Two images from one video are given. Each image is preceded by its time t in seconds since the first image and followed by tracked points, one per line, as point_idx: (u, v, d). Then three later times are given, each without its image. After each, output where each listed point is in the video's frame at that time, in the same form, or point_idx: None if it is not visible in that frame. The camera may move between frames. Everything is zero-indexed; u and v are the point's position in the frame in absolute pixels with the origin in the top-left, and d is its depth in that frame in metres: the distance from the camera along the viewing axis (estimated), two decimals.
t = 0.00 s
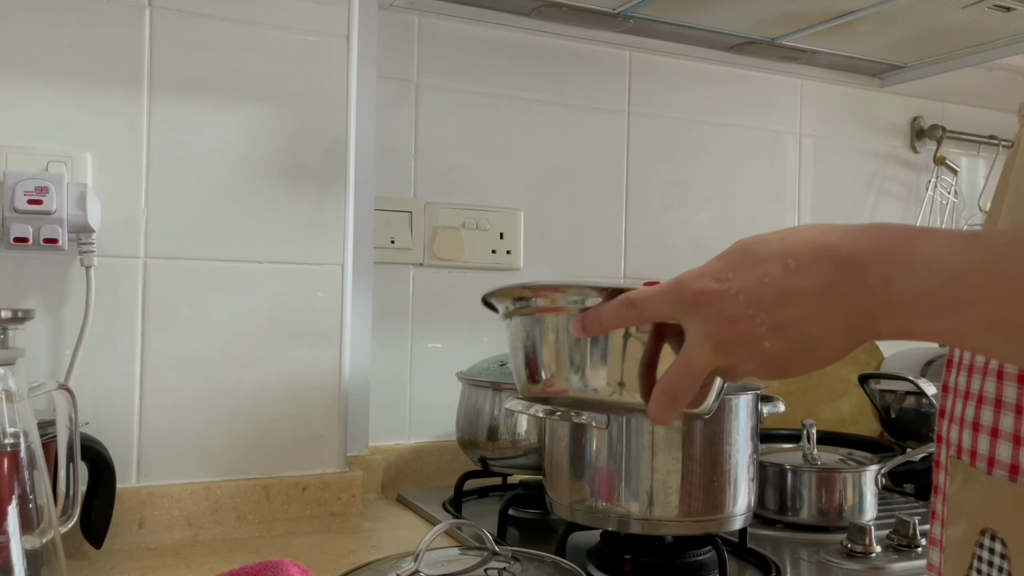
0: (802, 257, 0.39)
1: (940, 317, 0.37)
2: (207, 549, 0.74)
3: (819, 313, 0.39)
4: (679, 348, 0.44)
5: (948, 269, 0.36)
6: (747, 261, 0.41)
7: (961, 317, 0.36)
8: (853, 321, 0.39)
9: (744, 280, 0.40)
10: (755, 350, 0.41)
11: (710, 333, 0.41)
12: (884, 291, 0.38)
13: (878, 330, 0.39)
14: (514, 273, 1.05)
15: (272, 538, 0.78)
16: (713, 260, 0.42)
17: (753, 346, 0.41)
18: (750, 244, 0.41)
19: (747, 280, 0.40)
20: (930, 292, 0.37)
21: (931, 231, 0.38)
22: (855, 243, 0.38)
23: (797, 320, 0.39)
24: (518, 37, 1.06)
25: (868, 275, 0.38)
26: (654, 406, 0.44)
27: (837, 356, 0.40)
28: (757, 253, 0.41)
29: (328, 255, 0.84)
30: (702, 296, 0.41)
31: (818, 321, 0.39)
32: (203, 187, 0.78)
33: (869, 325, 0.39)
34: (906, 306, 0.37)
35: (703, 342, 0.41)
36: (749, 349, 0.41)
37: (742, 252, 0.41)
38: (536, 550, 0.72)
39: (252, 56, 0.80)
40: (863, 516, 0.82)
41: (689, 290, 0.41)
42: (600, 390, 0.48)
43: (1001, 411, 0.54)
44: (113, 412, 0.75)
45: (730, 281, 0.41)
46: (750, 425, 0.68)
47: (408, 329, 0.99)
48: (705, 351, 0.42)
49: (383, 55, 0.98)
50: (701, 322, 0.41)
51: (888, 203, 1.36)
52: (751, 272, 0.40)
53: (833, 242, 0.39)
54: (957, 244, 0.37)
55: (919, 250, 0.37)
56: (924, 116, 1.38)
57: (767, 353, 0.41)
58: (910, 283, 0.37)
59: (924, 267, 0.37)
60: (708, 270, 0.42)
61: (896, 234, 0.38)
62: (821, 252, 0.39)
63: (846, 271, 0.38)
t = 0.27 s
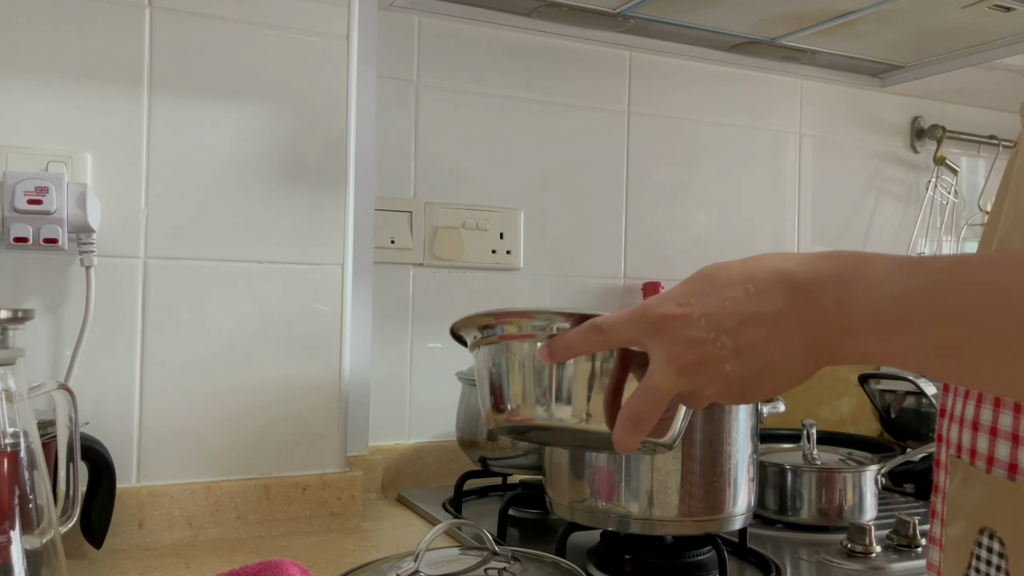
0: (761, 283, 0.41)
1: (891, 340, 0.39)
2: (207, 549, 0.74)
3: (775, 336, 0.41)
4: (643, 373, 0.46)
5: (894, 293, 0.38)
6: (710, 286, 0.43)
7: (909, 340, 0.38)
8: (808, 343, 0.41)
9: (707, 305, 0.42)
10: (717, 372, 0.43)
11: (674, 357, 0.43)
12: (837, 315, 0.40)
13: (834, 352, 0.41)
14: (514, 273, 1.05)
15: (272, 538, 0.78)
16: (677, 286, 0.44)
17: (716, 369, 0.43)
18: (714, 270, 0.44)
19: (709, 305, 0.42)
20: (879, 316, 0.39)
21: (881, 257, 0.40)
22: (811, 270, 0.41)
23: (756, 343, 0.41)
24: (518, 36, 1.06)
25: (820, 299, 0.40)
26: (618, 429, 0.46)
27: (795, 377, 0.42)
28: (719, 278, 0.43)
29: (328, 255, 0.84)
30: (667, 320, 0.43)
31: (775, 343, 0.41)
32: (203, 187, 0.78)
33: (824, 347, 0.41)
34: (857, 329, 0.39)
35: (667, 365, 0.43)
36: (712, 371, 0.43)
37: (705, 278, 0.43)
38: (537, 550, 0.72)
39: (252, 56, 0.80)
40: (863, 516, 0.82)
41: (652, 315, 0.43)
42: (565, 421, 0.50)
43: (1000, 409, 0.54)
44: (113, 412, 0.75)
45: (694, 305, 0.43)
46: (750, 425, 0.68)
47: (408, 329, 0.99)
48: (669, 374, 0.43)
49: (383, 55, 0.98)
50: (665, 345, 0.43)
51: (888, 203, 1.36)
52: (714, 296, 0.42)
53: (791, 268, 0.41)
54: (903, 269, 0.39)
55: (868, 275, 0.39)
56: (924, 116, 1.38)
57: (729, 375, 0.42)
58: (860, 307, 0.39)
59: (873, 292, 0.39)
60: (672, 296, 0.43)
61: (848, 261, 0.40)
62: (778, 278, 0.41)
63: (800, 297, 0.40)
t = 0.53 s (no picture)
0: (736, 290, 0.41)
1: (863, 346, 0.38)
2: (207, 549, 0.74)
3: (749, 343, 0.41)
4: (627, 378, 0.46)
5: (863, 301, 0.38)
6: (686, 294, 0.43)
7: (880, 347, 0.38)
8: (782, 350, 0.41)
9: (684, 313, 0.42)
10: (695, 378, 0.43)
11: (653, 363, 0.43)
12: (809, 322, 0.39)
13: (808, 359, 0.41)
14: (514, 273, 1.05)
15: (272, 538, 0.78)
16: (657, 294, 0.44)
17: (693, 375, 0.43)
18: (690, 278, 0.43)
19: (686, 312, 0.42)
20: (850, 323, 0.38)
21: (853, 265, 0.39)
22: (783, 277, 0.40)
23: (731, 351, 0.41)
24: (518, 36, 1.06)
25: (793, 307, 0.40)
26: (604, 435, 0.47)
27: (772, 384, 0.42)
28: (697, 285, 0.43)
29: (327, 255, 0.84)
30: (646, 328, 0.43)
31: (750, 350, 0.41)
32: (203, 187, 0.78)
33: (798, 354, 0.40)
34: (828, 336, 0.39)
35: (647, 371, 0.44)
36: (690, 378, 0.43)
37: (683, 285, 0.43)
38: (537, 550, 0.72)
39: (252, 56, 0.80)
40: (863, 516, 0.82)
41: (632, 323, 0.44)
42: (557, 424, 0.52)
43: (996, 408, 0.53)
44: (113, 412, 0.75)
45: (671, 313, 0.43)
46: (750, 425, 0.68)
47: (408, 329, 0.99)
48: (650, 382, 0.44)
49: (383, 55, 0.98)
50: (645, 352, 0.44)
51: (888, 203, 1.36)
52: (690, 304, 0.42)
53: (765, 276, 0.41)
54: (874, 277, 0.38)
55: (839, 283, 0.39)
56: (924, 116, 1.38)
57: (706, 381, 0.43)
58: (831, 315, 0.39)
59: (844, 300, 0.38)
60: (651, 304, 0.44)
61: (821, 269, 0.40)
62: (752, 285, 0.41)
63: (772, 304, 0.40)
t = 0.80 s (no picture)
0: (730, 292, 0.41)
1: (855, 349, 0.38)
2: (207, 549, 0.74)
3: (741, 346, 0.41)
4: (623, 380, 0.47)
5: (854, 302, 0.38)
6: (679, 296, 0.43)
7: (871, 349, 0.38)
8: (774, 351, 0.41)
9: (676, 316, 0.42)
10: (688, 380, 0.43)
11: (647, 366, 0.44)
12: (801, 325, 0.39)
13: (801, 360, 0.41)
14: (514, 273, 1.05)
15: (272, 538, 0.78)
16: (650, 297, 0.45)
17: (687, 378, 0.43)
18: (683, 281, 0.43)
19: (678, 315, 0.42)
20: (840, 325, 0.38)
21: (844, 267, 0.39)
22: (775, 279, 0.40)
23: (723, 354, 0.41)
24: (518, 36, 1.06)
25: (784, 308, 0.40)
26: (602, 439, 0.47)
27: (766, 386, 0.42)
28: (689, 288, 0.43)
29: (327, 255, 0.84)
30: (639, 331, 0.44)
31: (743, 353, 0.41)
32: (203, 187, 0.78)
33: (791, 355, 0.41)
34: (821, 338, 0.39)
35: (641, 373, 0.44)
36: (684, 380, 0.43)
37: (676, 289, 0.43)
38: (537, 550, 0.72)
39: (252, 56, 0.80)
40: (862, 516, 0.82)
41: (626, 326, 0.44)
42: (554, 426, 0.52)
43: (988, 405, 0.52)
44: (113, 411, 0.75)
45: (665, 316, 0.43)
46: (750, 425, 0.68)
47: (408, 329, 0.99)
48: (644, 383, 0.44)
49: (383, 55, 0.98)
50: (639, 355, 0.44)
51: (888, 203, 1.36)
52: (682, 307, 0.42)
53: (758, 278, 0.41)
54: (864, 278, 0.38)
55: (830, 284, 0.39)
56: (924, 116, 1.38)
57: (700, 383, 0.43)
58: (822, 316, 0.39)
59: (834, 300, 0.38)
60: (644, 306, 0.44)
61: (812, 270, 0.40)
62: (743, 287, 0.41)
63: (765, 307, 0.40)
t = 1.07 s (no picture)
0: (726, 294, 0.41)
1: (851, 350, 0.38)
2: (207, 549, 0.74)
3: (738, 348, 0.41)
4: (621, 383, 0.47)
5: (850, 304, 0.38)
6: (676, 299, 0.43)
7: (867, 350, 0.38)
8: (772, 354, 0.41)
9: (674, 319, 0.43)
10: (687, 383, 0.43)
11: (645, 369, 0.44)
12: (797, 326, 0.40)
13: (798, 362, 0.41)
14: (514, 273, 1.05)
15: (272, 538, 0.78)
16: (649, 299, 0.45)
17: (685, 380, 0.43)
18: (681, 284, 0.44)
19: (676, 318, 0.43)
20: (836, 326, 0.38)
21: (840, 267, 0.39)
22: (771, 281, 0.40)
23: (721, 356, 0.42)
24: (518, 36, 1.06)
25: (781, 310, 0.40)
26: (602, 443, 0.48)
27: (765, 388, 0.42)
28: (686, 291, 0.43)
29: (327, 255, 0.84)
30: (638, 334, 0.44)
31: (740, 356, 0.41)
32: (203, 187, 0.78)
33: (787, 357, 0.41)
34: (817, 339, 0.39)
35: (640, 376, 0.45)
36: (682, 382, 0.44)
37: (674, 292, 0.44)
38: (537, 550, 0.72)
39: (252, 56, 0.80)
40: (863, 516, 0.82)
41: (625, 328, 0.45)
42: (553, 429, 0.51)
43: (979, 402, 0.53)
44: (113, 411, 0.75)
45: (663, 319, 0.43)
46: (750, 425, 0.68)
47: (408, 329, 0.99)
48: (643, 386, 0.45)
49: (383, 55, 0.98)
50: (638, 357, 0.45)
51: (888, 203, 1.36)
52: (680, 310, 0.43)
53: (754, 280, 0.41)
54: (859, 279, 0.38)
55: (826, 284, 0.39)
56: (924, 116, 1.38)
57: (699, 386, 0.43)
58: (818, 317, 0.39)
59: (830, 302, 0.38)
60: (643, 309, 0.44)
61: (808, 271, 0.40)
62: (740, 289, 0.41)
63: (761, 309, 0.40)
